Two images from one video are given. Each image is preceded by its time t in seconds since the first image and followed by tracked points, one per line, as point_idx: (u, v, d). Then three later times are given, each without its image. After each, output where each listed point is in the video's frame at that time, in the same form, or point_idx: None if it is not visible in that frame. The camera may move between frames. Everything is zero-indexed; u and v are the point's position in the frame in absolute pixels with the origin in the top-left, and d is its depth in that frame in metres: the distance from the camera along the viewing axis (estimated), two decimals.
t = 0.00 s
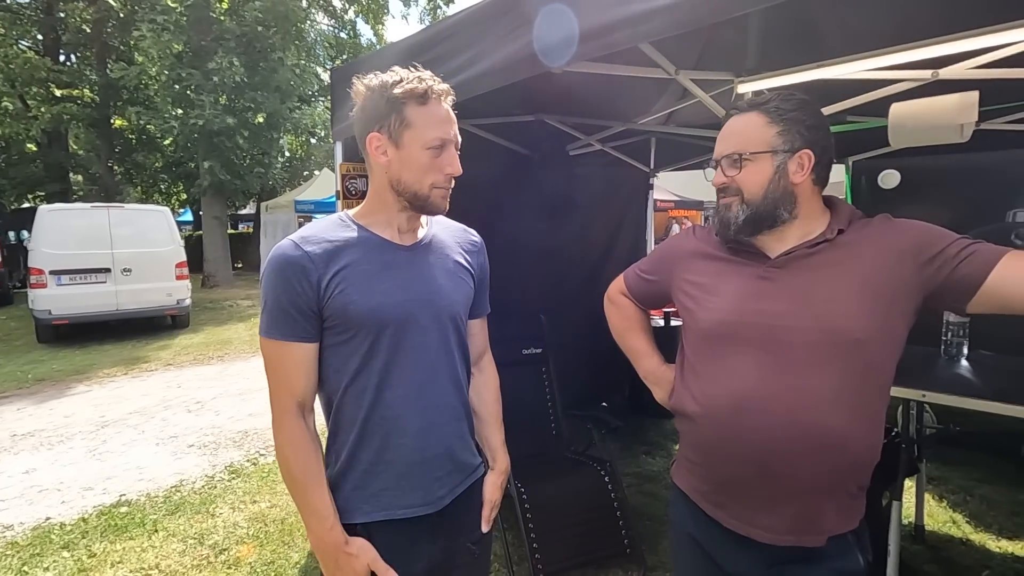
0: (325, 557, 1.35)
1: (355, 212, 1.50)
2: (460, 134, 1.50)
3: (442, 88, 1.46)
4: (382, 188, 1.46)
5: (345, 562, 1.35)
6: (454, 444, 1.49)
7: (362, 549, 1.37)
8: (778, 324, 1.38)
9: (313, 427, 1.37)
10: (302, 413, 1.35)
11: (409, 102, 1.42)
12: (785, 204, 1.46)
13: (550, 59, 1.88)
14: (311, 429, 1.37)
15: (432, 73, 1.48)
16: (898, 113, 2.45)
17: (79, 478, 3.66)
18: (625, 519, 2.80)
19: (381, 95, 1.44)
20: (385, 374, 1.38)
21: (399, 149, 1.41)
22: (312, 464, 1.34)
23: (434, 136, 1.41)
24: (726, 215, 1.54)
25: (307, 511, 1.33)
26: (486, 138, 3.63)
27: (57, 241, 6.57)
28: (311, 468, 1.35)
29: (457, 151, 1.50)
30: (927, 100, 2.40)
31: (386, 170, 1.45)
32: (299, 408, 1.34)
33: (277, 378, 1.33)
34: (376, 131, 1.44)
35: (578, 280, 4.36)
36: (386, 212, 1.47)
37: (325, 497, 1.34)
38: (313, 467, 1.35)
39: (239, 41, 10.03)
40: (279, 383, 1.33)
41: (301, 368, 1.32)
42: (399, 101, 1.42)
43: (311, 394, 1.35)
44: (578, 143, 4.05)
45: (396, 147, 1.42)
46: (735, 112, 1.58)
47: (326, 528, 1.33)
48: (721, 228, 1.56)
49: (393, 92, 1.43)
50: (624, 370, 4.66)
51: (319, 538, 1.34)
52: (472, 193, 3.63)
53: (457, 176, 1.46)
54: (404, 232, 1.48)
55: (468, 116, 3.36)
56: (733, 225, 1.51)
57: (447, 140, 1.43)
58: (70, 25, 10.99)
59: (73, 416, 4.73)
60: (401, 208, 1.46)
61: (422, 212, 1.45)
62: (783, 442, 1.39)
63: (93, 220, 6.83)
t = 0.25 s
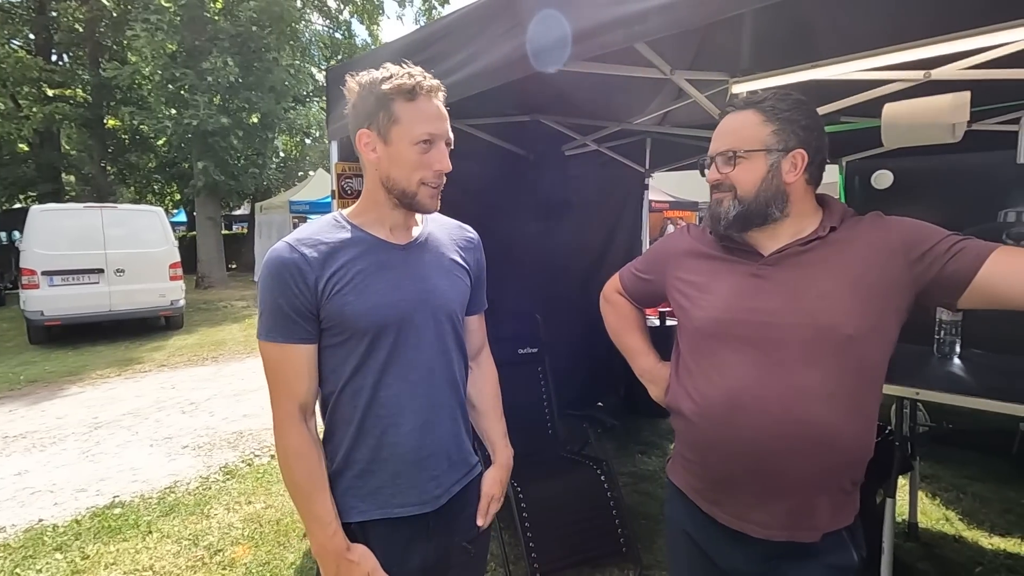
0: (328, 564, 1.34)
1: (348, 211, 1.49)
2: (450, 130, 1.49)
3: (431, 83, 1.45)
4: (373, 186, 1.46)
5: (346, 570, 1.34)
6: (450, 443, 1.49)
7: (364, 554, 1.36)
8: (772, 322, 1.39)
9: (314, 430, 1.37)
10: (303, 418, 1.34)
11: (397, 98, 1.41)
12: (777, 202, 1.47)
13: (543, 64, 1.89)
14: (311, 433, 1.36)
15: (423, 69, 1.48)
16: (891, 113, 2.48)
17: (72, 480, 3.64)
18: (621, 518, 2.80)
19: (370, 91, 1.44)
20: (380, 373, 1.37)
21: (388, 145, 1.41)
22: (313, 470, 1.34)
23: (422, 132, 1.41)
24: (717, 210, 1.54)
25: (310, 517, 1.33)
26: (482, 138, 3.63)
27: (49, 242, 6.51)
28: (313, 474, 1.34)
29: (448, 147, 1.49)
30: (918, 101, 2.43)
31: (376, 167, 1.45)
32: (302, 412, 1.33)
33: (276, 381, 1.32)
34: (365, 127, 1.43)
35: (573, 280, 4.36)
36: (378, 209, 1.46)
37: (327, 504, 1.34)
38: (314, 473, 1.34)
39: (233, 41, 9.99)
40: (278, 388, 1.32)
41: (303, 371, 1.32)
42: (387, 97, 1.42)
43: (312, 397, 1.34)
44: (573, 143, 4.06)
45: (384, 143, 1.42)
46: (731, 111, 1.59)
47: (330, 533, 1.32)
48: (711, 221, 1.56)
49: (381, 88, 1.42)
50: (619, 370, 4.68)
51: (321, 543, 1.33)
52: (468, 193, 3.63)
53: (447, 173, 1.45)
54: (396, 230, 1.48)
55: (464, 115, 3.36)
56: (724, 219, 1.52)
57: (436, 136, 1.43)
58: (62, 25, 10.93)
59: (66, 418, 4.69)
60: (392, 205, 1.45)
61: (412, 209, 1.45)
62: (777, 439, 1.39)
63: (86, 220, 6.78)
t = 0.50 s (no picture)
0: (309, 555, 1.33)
1: (344, 211, 1.49)
2: (443, 128, 1.48)
3: (424, 81, 1.44)
4: (367, 185, 1.46)
5: (331, 560, 1.33)
6: (446, 443, 1.49)
7: (348, 544, 1.35)
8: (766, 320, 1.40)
9: (296, 423, 1.37)
10: (282, 411, 1.34)
11: (388, 96, 1.41)
12: (774, 202, 1.48)
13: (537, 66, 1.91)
14: (295, 426, 1.37)
15: (415, 67, 1.47)
16: (884, 115, 2.49)
17: (64, 482, 3.61)
18: (617, 518, 2.81)
19: (363, 90, 1.44)
20: (376, 373, 1.37)
21: (380, 143, 1.41)
22: (295, 463, 1.34)
23: (413, 130, 1.40)
24: (714, 209, 1.56)
25: (291, 509, 1.32)
26: (477, 138, 3.63)
27: (41, 242, 6.47)
28: (294, 467, 1.34)
29: (442, 145, 1.48)
30: (911, 102, 2.45)
31: (370, 166, 1.44)
32: (281, 408, 1.34)
33: (262, 377, 1.32)
34: (358, 127, 1.43)
35: (568, 280, 4.37)
36: (373, 209, 1.45)
37: (308, 496, 1.33)
38: (295, 466, 1.34)
39: (227, 41, 9.94)
40: (261, 384, 1.33)
41: (287, 367, 1.32)
42: (379, 95, 1.41)
43: (292, 392, 1.34)
44: (568, 144, 4.07)
45: (377, 142, 1.41)
46: (727, 111, 1.59)
47: (311, 525, 1.31)
48: (708, 220, 1.57)
49: (373, 86, 1.42)
50: (615, 370, 4.68)
51: (303, 536, 1.32)
52: (463, 193, 3.63)
53: (439, 171, 1.44)
54: (391, 230, 1.47)
55: (460, 116, 3.36)
56: (721, 218, 1.53)
57: (427, 133, 1.42)
58: (54, 24, 10.89)
59: (58, 419, 4.66)
60: (386, 204, 1.44)
61: (404, 208, 1.44)
62: (772, 437, 1.40)
63: (78, 221, 6.73)
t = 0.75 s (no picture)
0: (297, 547, 1.34)
1: (343, 211, 1.50)
2: (439, 127, 1.48)
3: (419, 81, 1.44)
4: (364, 185, 1.46)
5: (319, 551, 1.33)
6: (442, 445, 1.49)
7: (337, 538, 1.35)
8: (759, 320, 1.41)
9: (289, 418, 1.38)
10: (276, 407, 1.35)
11: (383, 96, 1.41)
12: (768, 202, 1.49)
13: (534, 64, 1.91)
14: (288, 422, 1.37)
15: (412, 67, 1.47)
16: (875, 116, 2.51)
17: (57, 484, 3.59)
18: (612, 518, 2.82)
19: (359, 91, 1.44)
20: (372, 374, 1.36)
21: (375, 143, 1.41)
22: (285, 457, 1.34)
23: (408, 129, 1.40)
24: (709, 207, 1.56)
25: (280, 502, 1.33)
26: (472, 139, 3.63)
27: (32, 243, 6.42)
28: (285, 460, 1.34)
29: (438, 145, 1.48)
30: (903, 103, 2.47)
31: (366, 166, 1.45)
32: (274, 403, 1.34)
33: (256, 374, 1.33)
34: (354, 127, 1.44)
35: (563, 280, 4.37)
36: (370, 209, 1.45)
37: (297, 488, 1.33)
38: (284, 459, 1.34)
39: (220, 40, 9.89)
40: (255, 380, 1.33)
41: (280, 364, 1.32)
42: (373, 96, 1.41)
43: (285, 388, 1.35)
44: (563, 144, 4.08)
45: (372, 142, 1.42)
46: (723, 111, 1.60)
47: (300, 518, 1.32)
48: (702, 218, 1.58)
49: (367, 87, 1.42)
50: (609, 370, 4.69)
51: (293, 529, 1.32)
52: (458, 193, 3.63)
53: (434, 171, 1.43)
54: (389, 231, 1.47)
55: (455, 116, 3.36)
56: (715, 216, 1.53)
57: (422, 133, 1.42)
58: (46, 23, 10.85)
59: (50, 421, 4.63)
60: (383, 204, 1.44)
61: (401, 207, 1.44)
62: (765, 437, 1.41)
63: (70, 221, 6.69)
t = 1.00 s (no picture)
0: (288, 545, 1.32)
1: (343, 211, 1.49)
2: (439, 127, 1.47)
3: (419, 81, 1.44)
4: (364, 186, 1.46)
5: (310, 551, 1.31)
6: (439, 447, 1.48)
7: (327, 539, 1.34)
8: (755, 319, 1.41)
9: (284, 417, 1.37)
10: (271, 406, 1.34)
11: (383, 96, 1.41)
12: (774, 198, 1.50)
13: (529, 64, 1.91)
14: (283, 422, 1.37)
15: (411, 67, 1.47)
16: (869, 117, 2.53)
17: (50, 486, 3.56)
18: (609, 518, 2.82)
19: (358, 91, 1.44)
20: (368, 375, 1.36)
21: (374, 143, 1.41)
22: (279, 455, 1.34)
23: (407, 129, 1.40)
24: (713, 205, 1.55)
25: (272, 498, 1.32)
26: (468, 139, 3.63)
27: (25, 243, 6.37)
28: (278, 457, 1.34)
29: (437, 145, 1.48)
30: (897, 104, 2.48)
31: (365, 166, 1.45)
32: (269, 401, 1.34)
33: (252, 373, 1.33)
34: (354, 126, 1.44)
35: (559, 280, 4.37)
36: (370, 210, 1.45)
37: (291, 486, 1.33)
38: (279, 458, 1.34)
39: (215, 40, 9.86)
40: (251, 378, 1.33)
41: (276, 363, 1.32)
42: (373, 96, 1.41)
43: (281, 387, 1.34)
44: (559, 145, 4.08)
45: (371, 142, 1.41)
46: (722, 110, 1.60)
47: (292, 514, 1.31)
48: (705, 217, 1.56)
49: (367, 87, 1.42)
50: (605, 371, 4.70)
51: (284, 526, 1.31)
52: (454, 194, 3.63)
53: (433, 170, 1.43)
54: (388, 232, 1.47)
55: (451, 116, 3.36)
56: (722, 214, 1.52)
57: (422, 133, 1.41)
58: (39, 22, 10.77)
59: (43, 423, 4.60)
60: (383, 204, 1.44)
61: (400, 207, 1.43)
62: (760, 435, 1.41)
63: (64, 222, 6.65)
